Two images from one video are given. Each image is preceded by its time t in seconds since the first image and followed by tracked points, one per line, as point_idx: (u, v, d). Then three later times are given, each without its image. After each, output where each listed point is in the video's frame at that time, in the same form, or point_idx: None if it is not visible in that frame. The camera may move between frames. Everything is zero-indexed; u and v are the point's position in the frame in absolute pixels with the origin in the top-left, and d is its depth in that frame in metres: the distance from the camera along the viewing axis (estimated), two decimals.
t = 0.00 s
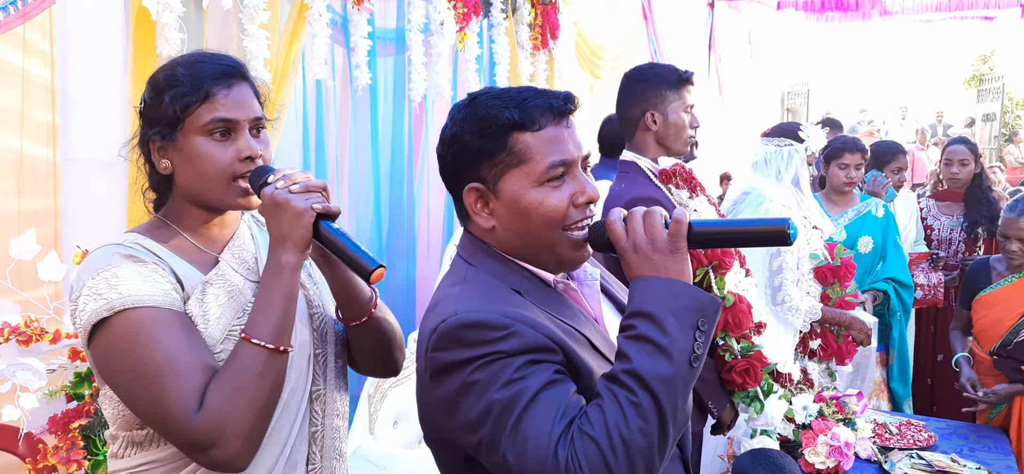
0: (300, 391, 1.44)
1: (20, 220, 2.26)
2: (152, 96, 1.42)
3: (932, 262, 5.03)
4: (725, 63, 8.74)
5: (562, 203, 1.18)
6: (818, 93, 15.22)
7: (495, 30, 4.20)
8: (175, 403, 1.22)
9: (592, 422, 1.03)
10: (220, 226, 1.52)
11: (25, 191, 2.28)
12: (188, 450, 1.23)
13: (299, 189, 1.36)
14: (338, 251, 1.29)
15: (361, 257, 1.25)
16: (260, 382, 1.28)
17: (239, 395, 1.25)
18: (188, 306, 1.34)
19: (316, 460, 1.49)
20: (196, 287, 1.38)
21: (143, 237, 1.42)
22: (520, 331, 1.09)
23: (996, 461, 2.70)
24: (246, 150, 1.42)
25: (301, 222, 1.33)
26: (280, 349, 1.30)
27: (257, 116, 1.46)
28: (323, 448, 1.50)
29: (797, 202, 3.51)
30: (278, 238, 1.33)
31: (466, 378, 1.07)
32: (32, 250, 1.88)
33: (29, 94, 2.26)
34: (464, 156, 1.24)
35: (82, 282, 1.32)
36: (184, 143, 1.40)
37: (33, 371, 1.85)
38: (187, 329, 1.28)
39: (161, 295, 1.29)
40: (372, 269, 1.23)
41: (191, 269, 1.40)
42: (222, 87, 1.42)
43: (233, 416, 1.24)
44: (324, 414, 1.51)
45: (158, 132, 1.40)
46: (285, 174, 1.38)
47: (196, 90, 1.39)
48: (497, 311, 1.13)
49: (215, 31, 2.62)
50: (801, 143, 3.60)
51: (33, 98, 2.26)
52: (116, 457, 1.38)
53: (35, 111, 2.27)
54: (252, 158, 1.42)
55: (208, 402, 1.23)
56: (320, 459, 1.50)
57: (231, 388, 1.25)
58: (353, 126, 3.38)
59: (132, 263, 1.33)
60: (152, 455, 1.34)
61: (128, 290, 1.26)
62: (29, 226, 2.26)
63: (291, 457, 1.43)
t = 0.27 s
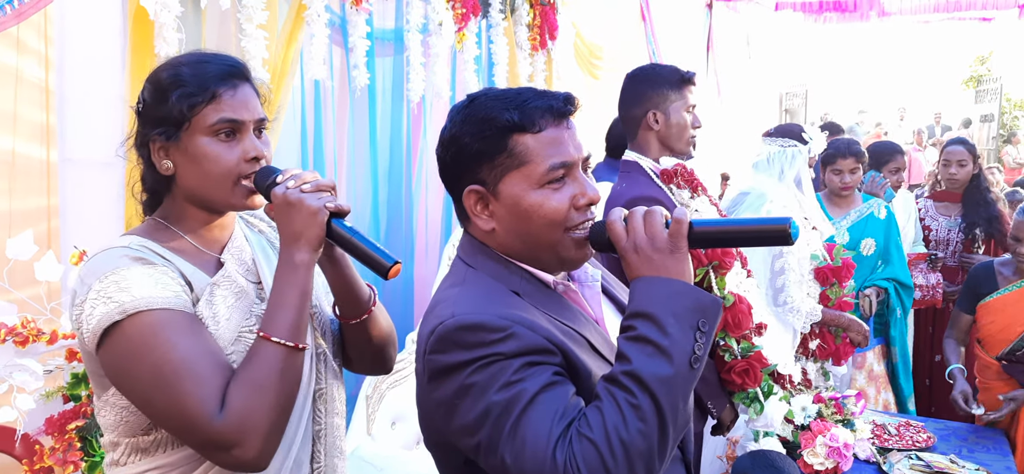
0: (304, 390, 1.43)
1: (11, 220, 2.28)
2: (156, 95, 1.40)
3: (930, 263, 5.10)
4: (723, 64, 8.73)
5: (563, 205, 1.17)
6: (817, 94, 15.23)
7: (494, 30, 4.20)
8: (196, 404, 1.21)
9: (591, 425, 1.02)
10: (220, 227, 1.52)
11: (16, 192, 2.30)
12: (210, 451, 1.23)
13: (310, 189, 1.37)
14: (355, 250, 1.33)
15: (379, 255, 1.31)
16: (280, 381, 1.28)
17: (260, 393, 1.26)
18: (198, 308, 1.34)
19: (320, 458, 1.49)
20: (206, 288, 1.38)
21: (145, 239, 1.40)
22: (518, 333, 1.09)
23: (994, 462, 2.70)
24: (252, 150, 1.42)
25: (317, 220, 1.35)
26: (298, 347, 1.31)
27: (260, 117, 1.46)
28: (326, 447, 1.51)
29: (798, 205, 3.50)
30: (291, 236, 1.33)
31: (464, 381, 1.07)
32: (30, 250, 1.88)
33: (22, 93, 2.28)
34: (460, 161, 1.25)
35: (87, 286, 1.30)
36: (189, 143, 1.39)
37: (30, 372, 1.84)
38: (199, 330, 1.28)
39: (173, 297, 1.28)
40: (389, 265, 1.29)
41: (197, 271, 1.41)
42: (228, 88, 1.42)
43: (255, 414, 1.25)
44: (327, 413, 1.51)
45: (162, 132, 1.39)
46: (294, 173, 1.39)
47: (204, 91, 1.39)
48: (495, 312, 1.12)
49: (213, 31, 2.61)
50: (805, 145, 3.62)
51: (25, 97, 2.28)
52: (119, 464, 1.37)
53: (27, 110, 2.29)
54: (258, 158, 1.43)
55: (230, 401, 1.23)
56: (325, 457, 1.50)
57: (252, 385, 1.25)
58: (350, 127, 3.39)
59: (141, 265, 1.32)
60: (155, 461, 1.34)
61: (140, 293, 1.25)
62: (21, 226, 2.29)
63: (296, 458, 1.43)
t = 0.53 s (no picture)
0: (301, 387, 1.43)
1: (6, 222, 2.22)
2: (151, 98, 1.39)
3: (929, 265, 5.11)
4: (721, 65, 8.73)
5: (567, 205, 1.17)
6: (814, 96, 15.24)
7: (492, 31, 4.19)
8: (196, 411, 1.21)
9: (594, 428, 1.02)
10: (216, 230, 1.51)
11: (9, 190, 2.22)
12: (210, 457, 1.23)
13: (308, 191, 1.37)
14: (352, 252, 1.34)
15: (378, 258, 1.32)
16: (281, 385, 1.29)
17: (261, 398, 1.26)
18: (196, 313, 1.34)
19: (319, 460, 1.48)
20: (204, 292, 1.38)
21: (143, 243, 1.39)
22: (519, 336, 1.08)
23: (993, 464, 2.69)
24: (248, 151, 1.41)
25: (315, 223, 1.35)
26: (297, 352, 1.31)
27: (255, 118, 1.44)
28: (324, 448, 1.50)
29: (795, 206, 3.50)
30: (292, 239, 1.34)
31: (465, 384, 1.06)
32: (26, 252, 1.87)
33: (14, 93, 2.20)
34: (464, 160, 1.24)
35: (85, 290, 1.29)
36: (185, 144, 1.38)
37: (26, 373, 1.84)
38: (197, 335, 1.27)
39: (172, 302, 1.27)
40: (389, 269, 1.30)
41: (194, 275, 1.41)
42: (224, 89, 1.41)
43: (257, 420, 1.25)
44: (325, 415, 1.50)
45: (160, 134, 1.38)
46: (291, 176, 1.40)
47: (200, 92, 1.38)
48: (496, 315, 1.12)
49: (211, 31, 2.61)
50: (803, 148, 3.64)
51: (20, 98, 2.21)
52: (115, 469, 1.37)
53: (21, 110, 2.22)
54: (254, 159, 1.42)
55: (231, 408, 1.23)
56: (322, 459, 1.49)
57: (254, 391, 1.25)
58: (348, 127, 3.38)
59: (139, 270, 1.31)
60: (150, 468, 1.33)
61: (139, 299, 1.24)
62: (16, 227, 2.23)
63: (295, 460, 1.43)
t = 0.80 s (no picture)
0: (289, 399, 1.43)
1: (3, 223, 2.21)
2: (135, 100, 1.40)
3: (928, 268, 5.11)
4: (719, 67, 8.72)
5: (570, 204, 1.17)
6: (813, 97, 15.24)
7: (490, 32, 4.19)
8: (164, 417, 1.21)
9: (597, 429, 1.01)
10: (206, 232, 1.51)
11: (8, 192, 2.20)
12: (177, 463, 1.23)
13: (288, 194, 1.35)
14: (329, 255, 1.30)
15: (354, 262, 1.28)
16: (250, 394, 1.27)
17: (230, 407, 1.24)
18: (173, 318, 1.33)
19: (306, 468, 1.48)
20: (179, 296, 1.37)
21: (124, 243, 1.39)
22: (521, 337, 1.08)
23: (993, 466, 2.69)
24: (234, 154, 1.41)
25: (293, 227, 1.33)
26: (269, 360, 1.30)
27: (243, 120, 1.44)
28: (312, 457, 1.49)
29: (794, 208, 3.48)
30: (262, 244, 1.32)
31: (466, 385, 1.07)
32: (22, 253, 1.86)
33: (9, 94, 2.20)
34: (466, 158, 1.23)
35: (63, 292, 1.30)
36: (169, 147, 1.38)
37: (21, 375, 1.83)
38: (172, 340, 1.27)
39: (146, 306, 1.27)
40: (365, 274, 1.26)
41: (176, 278, 1.40)
42: (207, 91, 1.41)
43: (225, 428, 1.24)
44: (313, 421, 1.50)
45: (142, 136, 1.38)
46: (272, 178, 1.38)
47: (183, 94, 1.38)
48: (498, 316, 1.12)
49: (207, 32, 2.60)
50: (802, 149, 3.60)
51: (14, 99, 2.21)
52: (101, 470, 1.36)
53: (15, 112, 2.21)
54: (240, 162, 1.41)
55: (198, 414, 1.22)
56: (309, 468, 1.49)
57: (223, 399, 1.24)
58: (345, 128, 3.37)
59: (117, 272, 1.31)
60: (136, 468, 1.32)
61: (113, 303, 1.25)
62: (13, 228, 2.22)
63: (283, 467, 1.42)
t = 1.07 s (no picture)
0: (279, 403, 1.44)
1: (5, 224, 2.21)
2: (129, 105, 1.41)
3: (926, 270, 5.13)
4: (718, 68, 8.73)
5: (570, 207, 1.17)
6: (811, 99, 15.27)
7: (489, 35, 4.20)
8: (132, 420, 1.23)
9: (600, 431, 1.02)
10: (200, 235, 1.52)
11: (8, 195, 2.21)
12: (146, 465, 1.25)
13: (266, 198, 1.34)
14: (303, 262, 1.28)
15: (325, 270, 1.25)
16: (220, 399, 1.27)
17: (199, 413, 1.25)
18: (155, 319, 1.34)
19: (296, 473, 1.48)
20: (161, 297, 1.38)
21: (117, 246, 1.42)
22: (524, 339, 1.09)
23: (990, 468, 2.69)
24: (221, 161, 1.41)
25: (266, 232, 1.32)
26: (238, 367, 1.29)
27: (233, 125, 1.44)
28: (302, 461, 1.49)
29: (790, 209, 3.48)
30: (240, 249, 1.32)
31: (469, 387, 1.08)
32: (22, 255, 1.87)
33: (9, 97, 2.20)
34: (467, 161, 1.24)
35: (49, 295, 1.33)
36: (157, 152, 1.40)
37: (21, 376, 1.84)
38: (151, 341, 1.29)
39: (125, 308, 1.29)
40: (335, 282, 1.23)
41: (161, 279, 1.40)
42: (199, 96, 1.42)
43: (191, 434, 1.25)
44: (306, 425, 1.50)
45: (133, 140, 1.40)
46: (254, 182, 1.36)
47: (169, 100, 1.38)
48: (501, 319, 1.13)
49: (208, 34, 2.61)
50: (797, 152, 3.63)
51: (14, 101, 2.22)
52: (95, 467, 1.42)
53: (16, 115, 2.22)
54: (227, 169, 1.41)
55: (164, 419, 1.23)
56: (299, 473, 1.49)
57: (190, 405, 1.24)
58: (345, 131, 3.38)
59: (98, 274, 1.33)
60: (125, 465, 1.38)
61: (94, 303, 1.27)
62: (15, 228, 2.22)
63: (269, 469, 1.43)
